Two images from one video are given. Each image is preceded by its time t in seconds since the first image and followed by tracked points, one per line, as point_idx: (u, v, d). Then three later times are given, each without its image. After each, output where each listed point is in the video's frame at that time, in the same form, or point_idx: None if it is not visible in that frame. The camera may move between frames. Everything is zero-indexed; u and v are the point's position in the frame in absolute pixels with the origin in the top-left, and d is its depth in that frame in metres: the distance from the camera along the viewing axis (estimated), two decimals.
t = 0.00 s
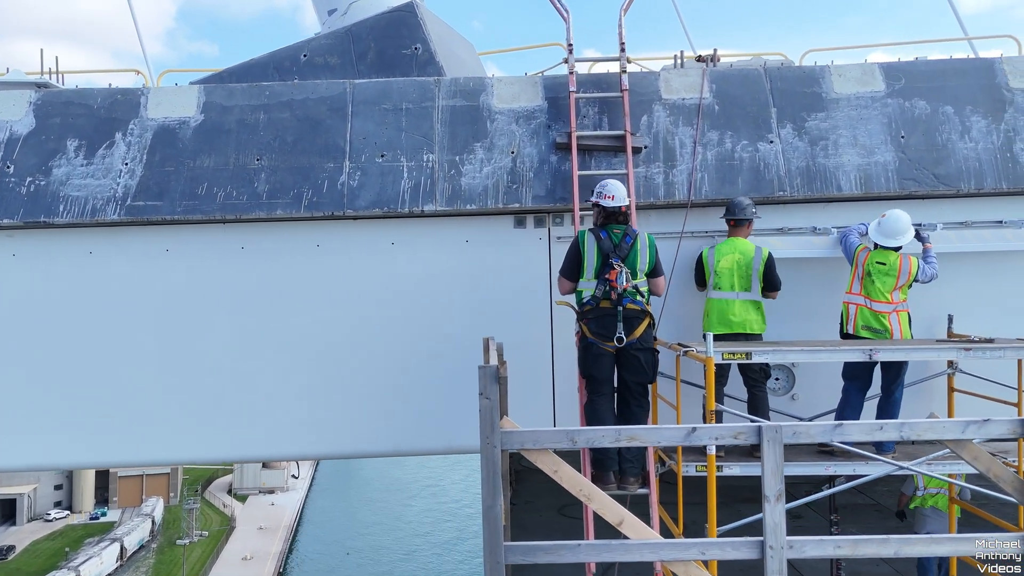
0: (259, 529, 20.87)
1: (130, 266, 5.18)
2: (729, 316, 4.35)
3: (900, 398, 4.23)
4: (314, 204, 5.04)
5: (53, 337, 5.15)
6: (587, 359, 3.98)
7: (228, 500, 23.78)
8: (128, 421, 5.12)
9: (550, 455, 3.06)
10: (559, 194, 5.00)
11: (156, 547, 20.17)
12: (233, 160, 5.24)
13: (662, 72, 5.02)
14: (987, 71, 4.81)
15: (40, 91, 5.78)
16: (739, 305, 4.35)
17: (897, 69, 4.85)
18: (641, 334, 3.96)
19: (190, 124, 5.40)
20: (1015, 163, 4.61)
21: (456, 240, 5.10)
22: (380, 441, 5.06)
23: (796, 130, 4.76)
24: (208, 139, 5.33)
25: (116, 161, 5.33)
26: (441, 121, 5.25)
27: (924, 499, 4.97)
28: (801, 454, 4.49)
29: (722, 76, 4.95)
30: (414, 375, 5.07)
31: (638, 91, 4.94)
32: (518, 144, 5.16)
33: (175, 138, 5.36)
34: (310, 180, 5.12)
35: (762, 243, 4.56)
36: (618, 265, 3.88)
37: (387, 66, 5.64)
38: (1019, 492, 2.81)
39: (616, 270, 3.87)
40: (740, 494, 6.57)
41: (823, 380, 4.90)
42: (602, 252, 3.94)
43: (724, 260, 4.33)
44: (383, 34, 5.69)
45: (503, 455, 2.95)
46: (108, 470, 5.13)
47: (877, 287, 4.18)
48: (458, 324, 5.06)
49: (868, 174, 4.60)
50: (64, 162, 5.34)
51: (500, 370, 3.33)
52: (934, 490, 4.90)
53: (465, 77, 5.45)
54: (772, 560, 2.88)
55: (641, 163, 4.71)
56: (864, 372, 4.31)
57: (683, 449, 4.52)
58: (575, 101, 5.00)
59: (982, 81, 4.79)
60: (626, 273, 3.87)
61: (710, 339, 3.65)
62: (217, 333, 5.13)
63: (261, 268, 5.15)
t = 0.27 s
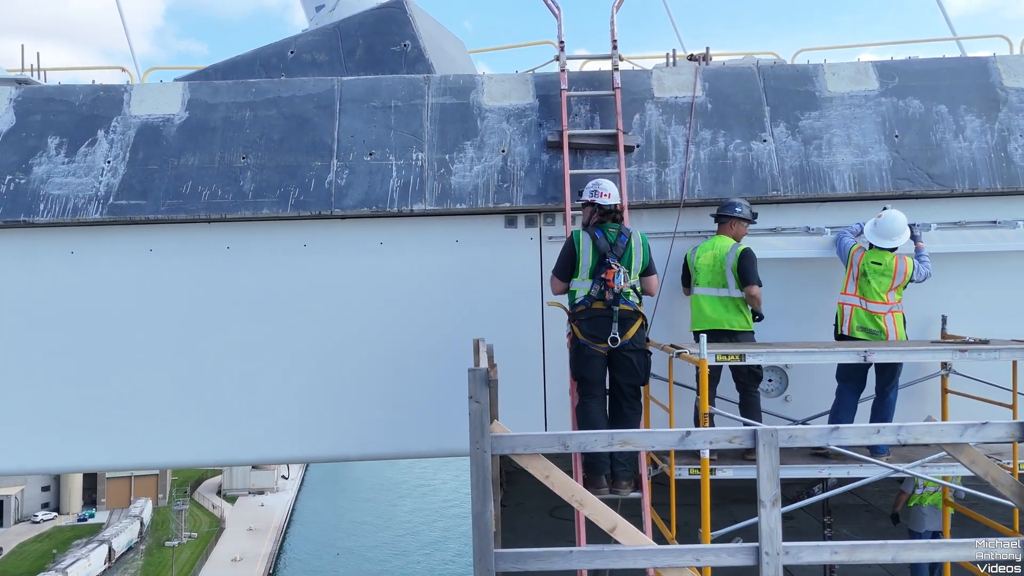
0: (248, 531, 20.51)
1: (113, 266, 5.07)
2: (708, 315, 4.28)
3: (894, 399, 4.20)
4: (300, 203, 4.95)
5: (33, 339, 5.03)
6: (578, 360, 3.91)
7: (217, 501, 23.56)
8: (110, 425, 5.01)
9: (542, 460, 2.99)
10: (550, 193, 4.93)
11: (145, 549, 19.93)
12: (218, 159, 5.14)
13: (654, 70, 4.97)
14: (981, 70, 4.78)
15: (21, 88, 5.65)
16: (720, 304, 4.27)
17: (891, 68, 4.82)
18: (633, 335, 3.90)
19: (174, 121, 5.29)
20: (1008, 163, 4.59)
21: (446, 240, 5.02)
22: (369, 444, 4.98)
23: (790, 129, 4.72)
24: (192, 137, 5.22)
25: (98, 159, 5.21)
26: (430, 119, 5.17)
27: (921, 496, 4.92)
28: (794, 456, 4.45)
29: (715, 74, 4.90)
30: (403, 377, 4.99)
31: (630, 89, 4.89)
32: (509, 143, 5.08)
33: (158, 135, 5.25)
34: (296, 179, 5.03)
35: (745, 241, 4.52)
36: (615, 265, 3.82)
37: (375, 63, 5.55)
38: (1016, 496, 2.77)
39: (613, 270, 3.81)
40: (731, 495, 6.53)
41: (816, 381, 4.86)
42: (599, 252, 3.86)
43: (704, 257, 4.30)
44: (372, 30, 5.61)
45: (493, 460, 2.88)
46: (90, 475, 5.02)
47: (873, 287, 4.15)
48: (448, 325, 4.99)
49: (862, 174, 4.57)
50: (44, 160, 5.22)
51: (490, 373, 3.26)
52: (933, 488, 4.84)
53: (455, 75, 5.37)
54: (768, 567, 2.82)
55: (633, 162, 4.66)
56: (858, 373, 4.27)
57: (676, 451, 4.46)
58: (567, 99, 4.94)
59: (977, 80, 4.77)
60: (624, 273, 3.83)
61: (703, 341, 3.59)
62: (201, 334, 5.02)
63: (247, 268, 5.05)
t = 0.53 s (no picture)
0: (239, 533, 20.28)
1: (96, 266, 4.97)
2: (703, 316, 4.25)
3: (889, 401, 4.15)
4: (288, 202, 4.87)
5: (14, 341, 4.92)
6: (571, 362, 3.84)
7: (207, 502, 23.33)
8: (94, 428, 4.91)
9: (534, 464, 2.93)
10: (542, 192, 4.87)
11: (134, 550, 19.69)
12: (204, 156, 5.04)
13: (647, 67, 4.92)
14: (975, 68, 4.76)
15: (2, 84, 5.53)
16: (717, 306, 4.23)
17: (885, 66, 4.79)
18: (627, 336, 3.84)
19: (159, 118, 5.18)
20: (1003, 162, 4.56)
21: (436, 240, 4.95)
22: (358, 447, 4.90)
23: (784, 127, 4.68)
24: (178, 134, 5.12)
25: (81, 157, 5.11)
26: (421, 116, 5.09)
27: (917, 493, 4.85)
28: (789, 458, 4.40)
29: (708, 72, 4.86)
30: (392, 378, 4.91)
31: (622, 87, 4.83)
32: (500, 141, 5.01)
33: (143, 132, 5.15)
34: (284, 177, 4.94)
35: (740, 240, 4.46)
36: (611, 263, 3.78)
37: (364, 60, 5.47)
38: (1015, 500, 2.73)
39: (609, 269, 3.77)
40: (725, 496, 6.49)
41: (811, 382, 4.82)
42: (594, 252, 3.81)
43: (700, 256, 4.26)
44: (361, 26, 5.52)
45: (484, 464, 2.82)
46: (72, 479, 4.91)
47: (868, 287, 4.10)
48: (438, 325, 4.91)
49: (856, 173, 4.54)
50: (25, 157, 5.11)
51: (481, 375, 3.19)
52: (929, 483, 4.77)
53: (446, 72, 5.30)
54: (765, 573, 2.77)
55: (626, 161, 4.61)
56: (853, 374, 4.23)
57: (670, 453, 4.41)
58: (559, 97, 4.88)
59: (972, 78, 4.74)
60: (620, 273, 3.78)
61: (699, 342, 3.52)
62: (187, 336, 4.93)
63: (233, 268, 4.96)
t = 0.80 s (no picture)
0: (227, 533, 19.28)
1: (79, 265, 4.86)
2: (705, 317, 4.22)
3: (884, 402, 4.12)
4: (275, 200, 4.78)
5: None
6: (564, 363, 3.78)
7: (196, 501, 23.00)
8: (77, 431, 4.81)
9: (526, 468, 2.86)
10: (534, 191, 4.81)
11: (123, 552, 19.46)
12: (189, 154, 4.94)
13: (641, 65, 4.86)
14: (970, 67, 4.74)
15: None
16: (719, 306, 4.19)
17: (880, 64, 4.76)
18: (621, 336, 3.77)
19: (143, 115, 5.07)
20: (998, 161, 4.54)
21: (427, 239, 4.87)
22: (347, 449, 4.82)
23: (778, 125, 4.65)
24: (163, 131, 5.02)
25: (64, 154, 5.00)
26: (411, 113, 5.02)
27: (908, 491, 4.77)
28: (784, 459, 4.36)
29: (702, 69, 4.82)
30: (382, 380, 4.83)
31: (616, 84, 4.78)
32: (492, 138, 4.94)
33: (127, 129, 5.04)
34: (271, 175, 4.85)
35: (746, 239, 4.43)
36: (605, 263, 3.70)
37: (354, 56, 5.39)
38: (1015, 502, 2.69)
39: (603, 269, 3.69)
40: (718, 497, 6.45)
41: (805, 383, 4.78)
42: (588, 251, 3.74)
43: (706, 256, 4.19)
44: (350, 22, 5.44)
45: (476, 468, 2.75)
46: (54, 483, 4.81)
47: (863, 286, 4.05)
48: (429, 326, 4.84)
49: (851, 172, 4.51)
50: (6, 154, 4.99)
51: (473, 377, 3.12)
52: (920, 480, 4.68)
53: (436, 68, 5.22)
54: None
55: (619, 159, 4.56)
56: (848, 374, 4.19)
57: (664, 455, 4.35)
58: (551, 94, 4.81)
59: (966, 77, 4.72)
60: (615, 272, 3.69)
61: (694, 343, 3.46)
62: (172, 336, 4.83)
63: (219, 267, 4.87)
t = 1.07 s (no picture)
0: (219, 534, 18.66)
1: (61, 265, 4.76)
2: (702, 318, 4.16)
3: (878, 403, 4.08)
4: (262, 198, 4.69)
5: None
6: (556, 364, 3.71)
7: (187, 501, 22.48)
8: (59, 434, 4.71)
9: (519, 473, 2.79)
10: (526, 190, 4.75)
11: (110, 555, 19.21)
12: (175, 152, 4.85)
13: (634, 63, 4.82)
14: (965, 66, 4.72)
15: None
16: (717, 308, 4.14)
17: (874, 63, 4.74)
18: (614, 337, 3.71)
19: (127, 112, 4.97)
20: (993, 160, 4.52)
21: (417, 238, 4.80)
22: (335, 452, 4.74)
23: (772, 124, 4.62)
24: (147, 128, 4.92)
25: (45, 152, 4.89)
26: (401, 111, 4.94)
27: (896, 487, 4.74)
28: (778, 461, 4.32)
29: (695, 68, 4.78)
30: (372, 381, 4.75)
31: (608, 82, 4.73)
32: (483, 137, 4.88)
33: (111, 126, 4.93)
34: (258, 173, 4.77)
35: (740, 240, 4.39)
36: (597, 262, 3.65)
37: (343, 53, 5.31)
38: (1013, 506, 2.65)
39: (596, 269, 3.63)
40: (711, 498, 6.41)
41: (799, 384, 4.75)
42: (580, 250, 3.68)
43: (704, 256, 4.16)
44: (339, 18, 5.36)
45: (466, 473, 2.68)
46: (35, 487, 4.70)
47: (858, 284, 4.02)
48: (419, 327, 4.77)
49: (845, 171, 4.48)
50: None
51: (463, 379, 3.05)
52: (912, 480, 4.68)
53: (427, 65, 5.15)
54: None
55: (612, 158, 4.51)
56: (842, 375, 4.15)
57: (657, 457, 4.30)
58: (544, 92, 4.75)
59: (961, 76, 4.71)
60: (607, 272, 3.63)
61: (688, 344, 3.40)
62: (157, 338, 4.74)
63: (205, 267, 4.78)
